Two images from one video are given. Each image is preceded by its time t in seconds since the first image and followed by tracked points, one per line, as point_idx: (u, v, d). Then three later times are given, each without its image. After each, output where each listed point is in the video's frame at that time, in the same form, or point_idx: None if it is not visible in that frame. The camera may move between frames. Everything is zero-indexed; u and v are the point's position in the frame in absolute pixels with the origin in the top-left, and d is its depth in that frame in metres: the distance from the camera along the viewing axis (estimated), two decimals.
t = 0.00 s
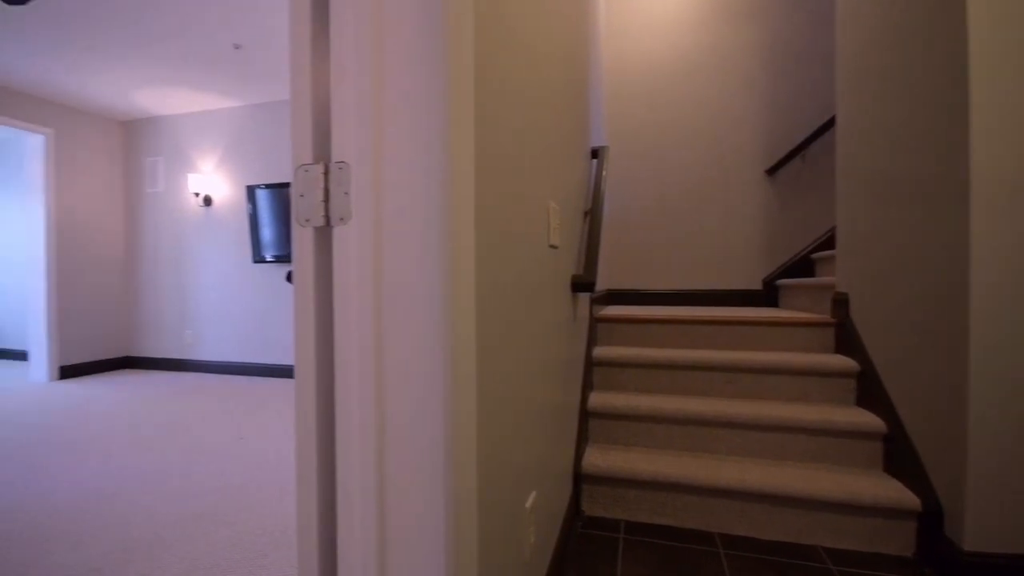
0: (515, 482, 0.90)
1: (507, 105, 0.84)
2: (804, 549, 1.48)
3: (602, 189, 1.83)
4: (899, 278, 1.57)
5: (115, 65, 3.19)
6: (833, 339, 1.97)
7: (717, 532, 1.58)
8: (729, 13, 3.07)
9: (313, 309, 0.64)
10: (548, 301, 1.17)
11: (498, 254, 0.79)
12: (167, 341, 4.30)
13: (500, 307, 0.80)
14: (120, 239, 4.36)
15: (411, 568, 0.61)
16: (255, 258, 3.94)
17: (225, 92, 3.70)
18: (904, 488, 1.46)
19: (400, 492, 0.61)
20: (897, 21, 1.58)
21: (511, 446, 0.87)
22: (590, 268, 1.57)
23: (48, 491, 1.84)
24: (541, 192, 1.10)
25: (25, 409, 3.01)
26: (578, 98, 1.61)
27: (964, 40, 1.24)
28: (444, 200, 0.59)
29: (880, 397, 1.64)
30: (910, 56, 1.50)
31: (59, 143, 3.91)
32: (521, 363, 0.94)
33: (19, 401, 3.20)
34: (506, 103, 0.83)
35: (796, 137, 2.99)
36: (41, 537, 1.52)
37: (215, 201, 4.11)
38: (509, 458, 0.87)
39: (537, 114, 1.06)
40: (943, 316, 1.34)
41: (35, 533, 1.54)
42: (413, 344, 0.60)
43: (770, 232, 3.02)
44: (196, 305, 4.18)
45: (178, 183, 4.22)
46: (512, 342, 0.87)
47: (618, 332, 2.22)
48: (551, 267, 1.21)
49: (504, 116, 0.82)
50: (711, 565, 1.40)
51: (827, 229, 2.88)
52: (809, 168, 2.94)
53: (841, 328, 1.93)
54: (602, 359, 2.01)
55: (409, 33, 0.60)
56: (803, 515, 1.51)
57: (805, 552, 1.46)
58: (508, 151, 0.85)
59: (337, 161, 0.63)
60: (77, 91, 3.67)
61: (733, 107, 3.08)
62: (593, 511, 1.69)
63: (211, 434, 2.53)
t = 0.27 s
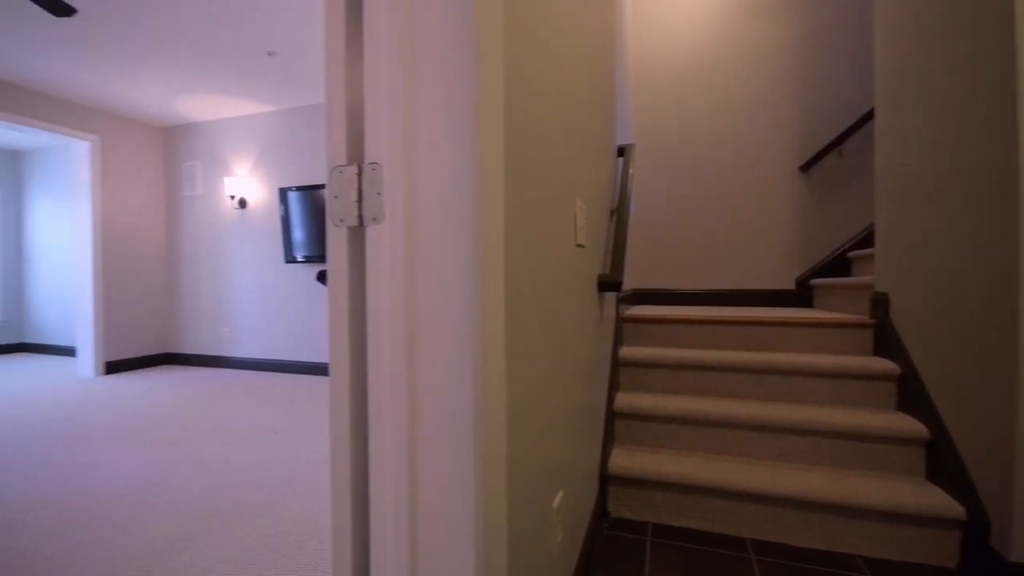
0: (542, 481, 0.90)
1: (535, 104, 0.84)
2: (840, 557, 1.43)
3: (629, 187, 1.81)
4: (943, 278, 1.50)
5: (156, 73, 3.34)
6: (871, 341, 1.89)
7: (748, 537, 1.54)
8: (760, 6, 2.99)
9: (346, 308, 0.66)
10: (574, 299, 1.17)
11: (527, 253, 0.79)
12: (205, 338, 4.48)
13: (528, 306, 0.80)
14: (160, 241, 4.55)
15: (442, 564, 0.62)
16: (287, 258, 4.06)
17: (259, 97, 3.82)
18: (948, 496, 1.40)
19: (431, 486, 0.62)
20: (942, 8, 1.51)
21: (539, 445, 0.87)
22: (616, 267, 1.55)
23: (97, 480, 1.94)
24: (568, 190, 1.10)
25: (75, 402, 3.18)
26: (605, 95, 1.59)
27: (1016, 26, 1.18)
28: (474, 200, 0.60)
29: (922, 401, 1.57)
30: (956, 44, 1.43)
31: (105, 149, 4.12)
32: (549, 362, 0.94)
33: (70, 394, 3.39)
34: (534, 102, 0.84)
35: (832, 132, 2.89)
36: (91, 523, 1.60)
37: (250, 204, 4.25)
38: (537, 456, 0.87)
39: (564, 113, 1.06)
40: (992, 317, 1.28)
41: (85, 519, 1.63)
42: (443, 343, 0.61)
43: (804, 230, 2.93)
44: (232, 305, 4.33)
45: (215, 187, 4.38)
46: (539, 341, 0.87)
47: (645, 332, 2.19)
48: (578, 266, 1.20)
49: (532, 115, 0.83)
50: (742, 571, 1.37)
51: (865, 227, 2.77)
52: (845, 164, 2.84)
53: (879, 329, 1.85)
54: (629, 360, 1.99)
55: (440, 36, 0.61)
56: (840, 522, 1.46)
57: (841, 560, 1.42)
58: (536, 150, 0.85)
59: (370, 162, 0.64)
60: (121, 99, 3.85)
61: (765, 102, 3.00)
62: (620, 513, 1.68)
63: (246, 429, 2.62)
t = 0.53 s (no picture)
0: (569, 479, 0.90)
1: (563, 101, 0.84)
2: (877, 565, 1.38)
3: (655, 184, 1.78)
4: (990, 276, 1.43)
5: (193, 80, 3.46)
6: (910, 341, 1.81)
7: (780, 542, 1.51)
8: None
9: (377, 303, 0.68)
10: (601, 298, 1.16)
11: (554, 251, 0.79)
12: (239, 336, 4.63)
13: (555, 303, 0.80)
14: (197, 241, 4.72)
15: (471, 556, 0.63)
16: (317, 258, 4.15)
17: (289, 101, 3.92)
18: (995, 504, 1.33)
19: (461, 479, 0.63)
20: None
21: (565, 443, 0.87)
22: (643, 265, 1.53)
23: (140, 470, 2.04)
24: (595, 187, 1.09)
25: (119, 395, 3.34)
26: (631, 90, 1.58)
27: None
28: (502, 196, 0.60)
29: (966, 405, 1.50)
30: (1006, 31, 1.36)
31: (146, 154, 4.30)
32: (575, 359, 0.93)
33: (115, 388, 3.56)
34: (561, 99, 0.83)
35: (869, 125, 2.79)
36: (135, 511, 1.68)
37: (282, 205, 4.38)
38: (564, 454, 0.87)
39: (591, 109, 1.05)
40: None
41: (129, 507, 1.71)
42: (472, 338, 0.62)
43: (839, 226, 2.83)
44: (265, 303, 4.47)
45: (248, 189, 4.53)
46: (566, 338, 0.87)
47: (672, 332, 2.15)
48: (604, 264, 1.20)
49: (559, 112, 0.82)
50: None
51: (905, 223, 2.66)
52: (883, 158, 2.73)
53: (920, 329, 1.78)
54: (655, 359, 1.96)
55: (469, 35, 0.62)
56: (877, 529, 1.41)
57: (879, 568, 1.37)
58: (563, 147, 0.85)
59: (401, 160, 0.65)
60: (161, 106, 4.02)
61: (798, 96, 2.91)
62: (646, 514, 1.66)
63: (279, 423, 2.70)
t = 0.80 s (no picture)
0: (596, 478, 0.90)
1: (590, 97, 0.83)
2: None
3: (681, 182, 1.76)
4: None
5: (226, 86, 3.58)
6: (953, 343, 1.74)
7: (812, 548, 1.47)
8: None
9: (408, 301, 0.69)
10: (628, 297, 1.15)
11: (582, 248, 0.79)
12: (270, 334, 4.76)
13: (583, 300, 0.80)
14: (230, 242, 4.88)
15: (500, 551, 0.63)
16: (344, 259, 4.23)
17: (317, 105, 4.02)
18: None
19: (490, 475, 0.64)
20: None
21: (593, 442, 0.87)
22: (669, 264, 1.51)
23: (178, 463, 2.12)
24: (622, 185, 1.08)
25: (158, 391, 3.48)
26: (658, 87, 1.56)
27: None
28: (530, 193, 0.61)
29: (1013, 410, 1.43)
30: None
31: (182, 159, 4.47)
32: (603, 357, 0.93)
33: (154, 384, 3.71)
34: (589, 96, 0.83)
35: (907, 119, 2.68)
36: (175, 502, 1.75)
37: (310, 206, 4.48)
38: (592, 453, 0.86)
39: (619, 106, 1.04)
40: None
41: (170, 498, 1.78)
42: (500, 334, 0.63)
43: (875, 224, 2.73)
44: (295, 303, 4.58)
45: (279, 191, 4.65)
46: (594, 336, 0.87)
47: (699, 332, 2.11)
48: (631, 262, 1.19)
49: (587, 109, 0.82)
50: None
51: (947, 220, 2.54)
52: (923, 153, 2.62)
53: (963, 330, 1.70)
54: (682, 359, 1.93)
55: (496, 33, 0.62)
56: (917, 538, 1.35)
57: None
58: (591, 145, 0.84)
59: (431, 159, 0.66)
60: (197, 112, 4.17)
61: (831, 89, 2.82)
62: (673, 516, 1.64)
63: (308, 420, 2.76)
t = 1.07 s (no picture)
0: (623, 480, 0.88)
1: (618, 93, 0.82)
2: None
3: (709, 180, 1.73)
4: None
5: (255, 91, 3.68)
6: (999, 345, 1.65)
7: (847, 556, 1.42)
8: None
9: (436, 299, 0.69)
10: (655, 296, 1.13)
11: (611, 246, 0.78)
12: (298, 332, 4.88)
13: (611, 300, 0.79)
14: (260, 243, 5.02)
15: (528, 550, 0.63)
16: (369, 259, 4.31)
17: (343, 108, 4.10)
18: None
19: (518, 474, 0.64)
20: None
21: (621, 442, 0.86)
22: (696, 263, 1.49)
23: (211, 457, 2.19)
24: (650, 182, 1.06)
25: (193, 387, 3.61)
26: (686, 82, 1.53)
27: None
28: (560, 191, 0.60)
29: None
30: None
31: (215, 163, 4.63)
32: (631, 357, 0.92)
33: (189, 380, 3.84)
34: (618, 93, 0.82)
35: (948, 111, 2.57)
36: (209, 495, 1.81)
37: (337, 207, 4.58)
38: (620, 453, 0.85)
39: (647, 102, 1.03)
40: None
41: (204, 491, 1.84)
42: (529, 334, 0.62)
43: (913, 221, 2.62)
44: (322, 302, 4.69)
45: (306, 193, 4.77)
46: (622, 335, 0.86)
47: (727, 332, 2.07)
48: (659, 261, 1.17)
49: (616, 105, 0.81)
50: None
51: (992, 216, 2.42)
52: (965, 146, 2.50)
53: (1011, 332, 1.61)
54: (709, 360, 1.90)
55: (525, 31, 0.62)
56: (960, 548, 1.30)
57: None
58: (619, 142, 0.83)
59: (460, 159, 0.66)
60: (228, 117, 4.31)
61: (865, 82, 2.73)
62: (701, 520, 1.61)
63: (335, 417, 2.82)
